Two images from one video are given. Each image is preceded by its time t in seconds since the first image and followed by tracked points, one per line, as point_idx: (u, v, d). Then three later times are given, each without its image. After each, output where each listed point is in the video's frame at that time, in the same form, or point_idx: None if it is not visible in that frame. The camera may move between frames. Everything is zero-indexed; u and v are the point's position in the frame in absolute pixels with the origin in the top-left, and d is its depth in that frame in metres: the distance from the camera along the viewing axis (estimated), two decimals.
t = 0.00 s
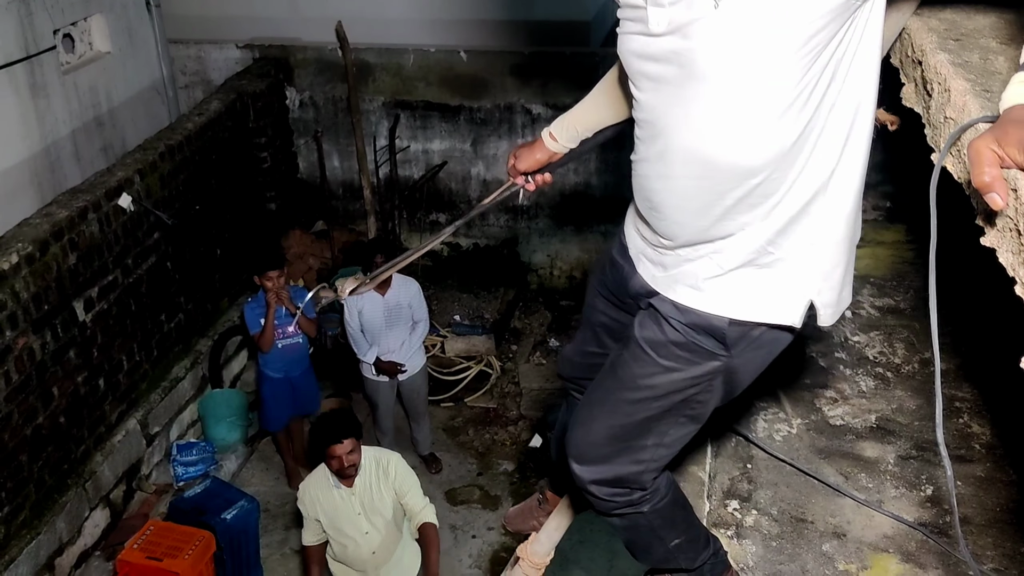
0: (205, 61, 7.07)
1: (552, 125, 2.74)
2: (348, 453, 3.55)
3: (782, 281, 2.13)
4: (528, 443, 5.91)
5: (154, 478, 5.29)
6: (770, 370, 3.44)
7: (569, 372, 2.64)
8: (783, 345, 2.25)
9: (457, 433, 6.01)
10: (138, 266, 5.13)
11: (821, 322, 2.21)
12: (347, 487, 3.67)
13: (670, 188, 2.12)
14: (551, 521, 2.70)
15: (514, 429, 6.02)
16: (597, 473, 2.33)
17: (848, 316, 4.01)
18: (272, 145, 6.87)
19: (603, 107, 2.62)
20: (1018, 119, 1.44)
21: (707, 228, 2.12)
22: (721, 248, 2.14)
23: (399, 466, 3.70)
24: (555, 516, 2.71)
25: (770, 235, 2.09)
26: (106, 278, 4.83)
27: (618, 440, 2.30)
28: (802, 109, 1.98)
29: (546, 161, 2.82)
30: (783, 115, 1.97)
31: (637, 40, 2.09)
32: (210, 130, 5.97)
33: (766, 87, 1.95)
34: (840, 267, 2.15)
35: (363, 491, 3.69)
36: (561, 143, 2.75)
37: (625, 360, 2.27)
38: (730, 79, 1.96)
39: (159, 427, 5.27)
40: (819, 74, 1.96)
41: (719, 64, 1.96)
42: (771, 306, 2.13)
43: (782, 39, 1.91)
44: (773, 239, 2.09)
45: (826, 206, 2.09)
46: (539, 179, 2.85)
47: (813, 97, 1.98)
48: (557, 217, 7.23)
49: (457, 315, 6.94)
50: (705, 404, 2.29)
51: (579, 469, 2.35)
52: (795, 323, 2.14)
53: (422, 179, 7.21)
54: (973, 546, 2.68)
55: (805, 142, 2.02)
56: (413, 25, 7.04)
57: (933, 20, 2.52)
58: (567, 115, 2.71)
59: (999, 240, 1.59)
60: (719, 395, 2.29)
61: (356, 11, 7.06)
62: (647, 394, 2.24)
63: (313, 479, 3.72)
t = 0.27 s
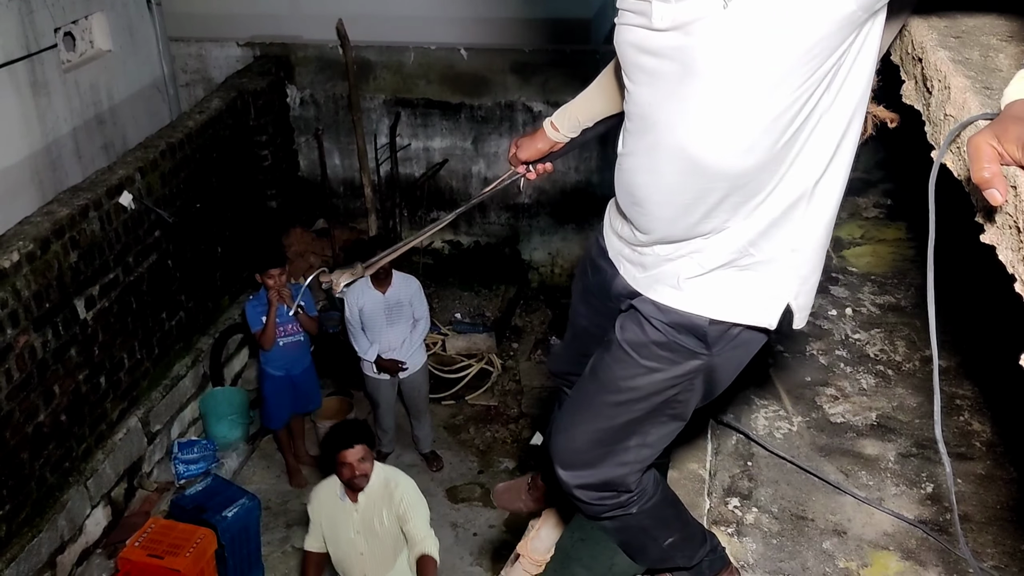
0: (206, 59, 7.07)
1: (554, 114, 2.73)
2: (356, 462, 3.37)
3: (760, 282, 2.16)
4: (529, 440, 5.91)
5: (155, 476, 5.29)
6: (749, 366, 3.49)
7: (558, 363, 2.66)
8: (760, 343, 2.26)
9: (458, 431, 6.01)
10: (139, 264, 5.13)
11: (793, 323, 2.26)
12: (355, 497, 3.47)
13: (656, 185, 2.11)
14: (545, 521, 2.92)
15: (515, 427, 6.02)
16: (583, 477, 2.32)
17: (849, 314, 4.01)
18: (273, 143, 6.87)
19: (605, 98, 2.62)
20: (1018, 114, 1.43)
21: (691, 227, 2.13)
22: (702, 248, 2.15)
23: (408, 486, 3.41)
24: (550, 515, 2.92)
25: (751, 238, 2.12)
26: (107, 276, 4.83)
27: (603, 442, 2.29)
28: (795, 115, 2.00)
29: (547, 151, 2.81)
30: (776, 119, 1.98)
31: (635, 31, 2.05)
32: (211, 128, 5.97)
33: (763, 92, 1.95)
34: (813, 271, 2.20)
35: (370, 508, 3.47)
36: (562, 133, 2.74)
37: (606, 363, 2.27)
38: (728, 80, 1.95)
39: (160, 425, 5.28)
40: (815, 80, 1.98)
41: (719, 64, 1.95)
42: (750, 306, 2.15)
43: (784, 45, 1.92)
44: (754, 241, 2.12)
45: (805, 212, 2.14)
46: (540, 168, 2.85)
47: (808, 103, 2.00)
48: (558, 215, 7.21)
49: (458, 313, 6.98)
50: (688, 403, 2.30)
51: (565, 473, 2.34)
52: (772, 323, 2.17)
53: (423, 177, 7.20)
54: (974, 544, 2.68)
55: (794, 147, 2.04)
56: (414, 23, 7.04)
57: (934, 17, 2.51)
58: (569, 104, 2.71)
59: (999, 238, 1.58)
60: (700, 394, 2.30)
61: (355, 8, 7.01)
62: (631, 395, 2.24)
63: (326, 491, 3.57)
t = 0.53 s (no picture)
0: (208, 58, 7.07)
1: (552, 109, 2.73)
2: (384, 483, 3.12)
3: (742, 281, 2.22)
4: (532, 439, 5.92)
5: (159, 475, 5.31)
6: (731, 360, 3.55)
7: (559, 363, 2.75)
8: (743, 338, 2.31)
9: (460, 429, 6.02)
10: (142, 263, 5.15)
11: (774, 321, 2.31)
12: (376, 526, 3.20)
13: (646, 182, 2.19)
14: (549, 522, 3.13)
15: (517, 426, 6.04)
16: (570, 468, 2.39)
17: (850, 313, 4.02)
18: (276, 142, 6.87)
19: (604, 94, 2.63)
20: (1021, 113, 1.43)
21: (678, 224, 2.19)
22: (688, 245, 2.21)
23: (431, 526, 3.11)
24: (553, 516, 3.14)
25: (736, 239, 2.17)
26: (110, 276, 4.84)
27: (589, 434, 2.36)
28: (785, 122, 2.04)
29: (544, 147, 2.82)
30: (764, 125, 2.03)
31: (633, 34, 2.13)
32: (214, 127, 5.98)
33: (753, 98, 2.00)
34: (796, 274, 2.25)
35: (387, 541, 3.18)
36: (560, 128, 2.75)
37: (593, 356, 2.35)
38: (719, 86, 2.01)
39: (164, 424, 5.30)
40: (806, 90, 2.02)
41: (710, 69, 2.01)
42: (730, 303, 2.22)
43: (774, 53, 1.96)
44: (739, 242, 2.17)
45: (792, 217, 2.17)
46: (537, 164, 2.85)
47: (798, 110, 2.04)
48: (560, 214, 7.21)
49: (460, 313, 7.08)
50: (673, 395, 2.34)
51: (553, 465, 2.41)
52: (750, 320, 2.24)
53: (426, 175, 7.21)
54: (976, 542, 2.68)
55: (781, 153, 2.09)
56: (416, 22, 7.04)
57: (935, 17, 2.51)
58: (566, 100, 2.71)
59: (1001, 237, 1.59)
60: (684, 388, 2.34)
61: (353, 9, 6.91)
62: (614, 387, 2.30)
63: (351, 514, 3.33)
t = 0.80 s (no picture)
0: (210, 58, 7.08)
1: (550, 101, 2.73)
2: (408, 508, 3.12)
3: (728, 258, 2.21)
4: (534, 438, 5.92)
5: (162, 475, 5.32)
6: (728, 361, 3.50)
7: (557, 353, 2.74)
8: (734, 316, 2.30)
9: (463, 429, 6.02)
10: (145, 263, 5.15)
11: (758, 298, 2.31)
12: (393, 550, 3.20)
13: (633, 159, 2.18)
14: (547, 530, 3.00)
15: (520, 425, 6.04)
16: (568, 454, 2.38)
17: (853, 312, 4.02)
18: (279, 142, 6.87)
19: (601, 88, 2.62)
20: None
21: (665, 201, 2.19)
22: (674, 222, 2.20)
23: (452, 558, 3.10)
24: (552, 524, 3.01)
25: (722, 216, 2.17)
26: (113, 276, 4.85)
27: (586, 419, 2.35)
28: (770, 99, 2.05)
29: (542, 139, 2.82)
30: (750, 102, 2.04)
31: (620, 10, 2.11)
32: (216, 127, 5.98)
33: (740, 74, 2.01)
34: (779, 251, 2.26)
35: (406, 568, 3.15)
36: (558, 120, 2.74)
37: (586, 338, 2.33)
38: (706, 62, 2.01)
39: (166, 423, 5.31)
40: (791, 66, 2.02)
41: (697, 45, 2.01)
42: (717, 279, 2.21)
43: (760, 29, 1.97)
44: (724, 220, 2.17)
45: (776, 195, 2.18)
46: (534, 156, 2.85)
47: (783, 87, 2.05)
48: (563, 213, 7.21)
49: (463, 311, 7.01)
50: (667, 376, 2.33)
51: (551, 451, 2.41)
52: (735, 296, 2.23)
53: (428, 175, 7.21)
54: (979, 541, 2.68)
55: (767, 131, 2.10)
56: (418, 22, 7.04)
57: (938, 15, 2.51)
58: (565, 92, 2.71)
59: (1004, 237, 1.59)
60: (676, 368, 2.33)
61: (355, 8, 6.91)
62: (609, 369, 2.28)
63: (374, 536, 3.32)
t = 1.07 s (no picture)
0: (212, 57, 7.08)
1: (554, 96, 2.73)
2: (420, 508, 3.12)
3: (722, 243, 2.20)
4: (536, 437, 5.92)
5: (164, 473, 5.33)
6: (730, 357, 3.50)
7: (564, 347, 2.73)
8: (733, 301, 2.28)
9: (465, 427, 6.02)
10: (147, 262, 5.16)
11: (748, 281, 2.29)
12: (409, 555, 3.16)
13: (626, 145, 2.20)
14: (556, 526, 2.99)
15: (522, 423, 6.04)
16: (569, 438, 2.36)
17: (856, 311, 4.01)
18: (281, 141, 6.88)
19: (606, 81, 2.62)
20: None
21: (657, 186, 2.20)
22: (667, 208, 2.21)
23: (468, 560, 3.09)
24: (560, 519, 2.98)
25: (714, 200, 2.16)
26: (115, 274, 4.85)
27: (585, 401, 2.32)
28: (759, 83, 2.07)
29: (546, 134, 2.81)
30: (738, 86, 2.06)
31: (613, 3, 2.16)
32: (219, 126, 5.98)
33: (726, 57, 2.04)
34: (773, 238, 2.24)
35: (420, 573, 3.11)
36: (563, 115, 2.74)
37: (585, 322, 2.33)
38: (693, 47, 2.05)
39: (169, 421, 5.32)
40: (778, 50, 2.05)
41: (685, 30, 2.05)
42: (711, 262, 2.19)
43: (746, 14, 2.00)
44: (716, 204, 2.17)
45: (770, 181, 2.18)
46: (538, 152, 2.83)
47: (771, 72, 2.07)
48: (565, 212, 7.21)
49: (465, 310, 7.00)
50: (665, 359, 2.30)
51: (552, 435, 2.38)
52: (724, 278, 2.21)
53: (430, 173, 7.20)
54: (982, 540, 2.67)
55: (756, 115, 2.11)
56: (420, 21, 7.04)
57: (942, 13, 2.50)
58: (569, 87, 2.70)
59: (1008, 234, 1.58)
60: (674, 352, 2.31)
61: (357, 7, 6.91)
62: (606, 349, 2.27)
63: (383, 541, 3.28)
